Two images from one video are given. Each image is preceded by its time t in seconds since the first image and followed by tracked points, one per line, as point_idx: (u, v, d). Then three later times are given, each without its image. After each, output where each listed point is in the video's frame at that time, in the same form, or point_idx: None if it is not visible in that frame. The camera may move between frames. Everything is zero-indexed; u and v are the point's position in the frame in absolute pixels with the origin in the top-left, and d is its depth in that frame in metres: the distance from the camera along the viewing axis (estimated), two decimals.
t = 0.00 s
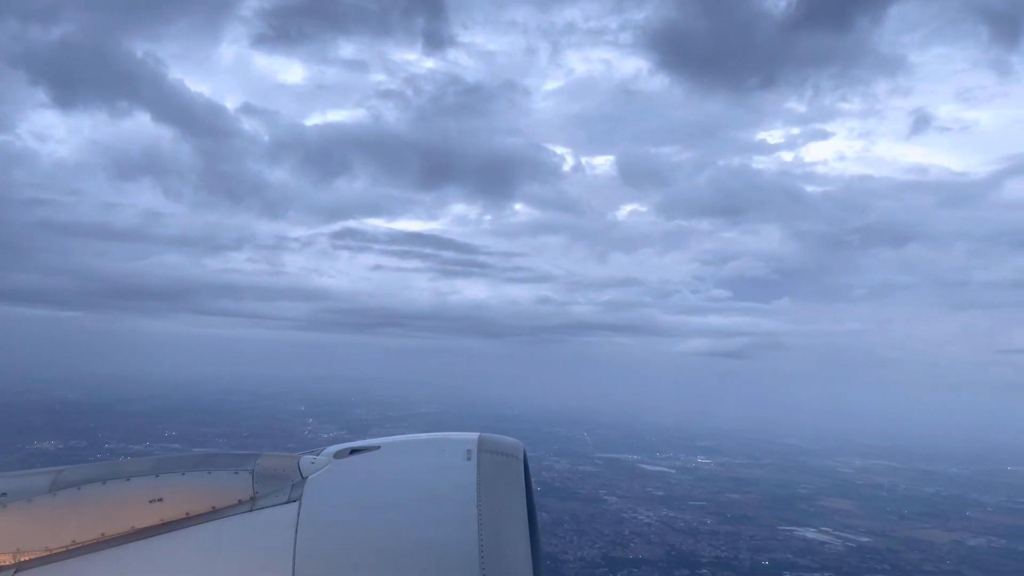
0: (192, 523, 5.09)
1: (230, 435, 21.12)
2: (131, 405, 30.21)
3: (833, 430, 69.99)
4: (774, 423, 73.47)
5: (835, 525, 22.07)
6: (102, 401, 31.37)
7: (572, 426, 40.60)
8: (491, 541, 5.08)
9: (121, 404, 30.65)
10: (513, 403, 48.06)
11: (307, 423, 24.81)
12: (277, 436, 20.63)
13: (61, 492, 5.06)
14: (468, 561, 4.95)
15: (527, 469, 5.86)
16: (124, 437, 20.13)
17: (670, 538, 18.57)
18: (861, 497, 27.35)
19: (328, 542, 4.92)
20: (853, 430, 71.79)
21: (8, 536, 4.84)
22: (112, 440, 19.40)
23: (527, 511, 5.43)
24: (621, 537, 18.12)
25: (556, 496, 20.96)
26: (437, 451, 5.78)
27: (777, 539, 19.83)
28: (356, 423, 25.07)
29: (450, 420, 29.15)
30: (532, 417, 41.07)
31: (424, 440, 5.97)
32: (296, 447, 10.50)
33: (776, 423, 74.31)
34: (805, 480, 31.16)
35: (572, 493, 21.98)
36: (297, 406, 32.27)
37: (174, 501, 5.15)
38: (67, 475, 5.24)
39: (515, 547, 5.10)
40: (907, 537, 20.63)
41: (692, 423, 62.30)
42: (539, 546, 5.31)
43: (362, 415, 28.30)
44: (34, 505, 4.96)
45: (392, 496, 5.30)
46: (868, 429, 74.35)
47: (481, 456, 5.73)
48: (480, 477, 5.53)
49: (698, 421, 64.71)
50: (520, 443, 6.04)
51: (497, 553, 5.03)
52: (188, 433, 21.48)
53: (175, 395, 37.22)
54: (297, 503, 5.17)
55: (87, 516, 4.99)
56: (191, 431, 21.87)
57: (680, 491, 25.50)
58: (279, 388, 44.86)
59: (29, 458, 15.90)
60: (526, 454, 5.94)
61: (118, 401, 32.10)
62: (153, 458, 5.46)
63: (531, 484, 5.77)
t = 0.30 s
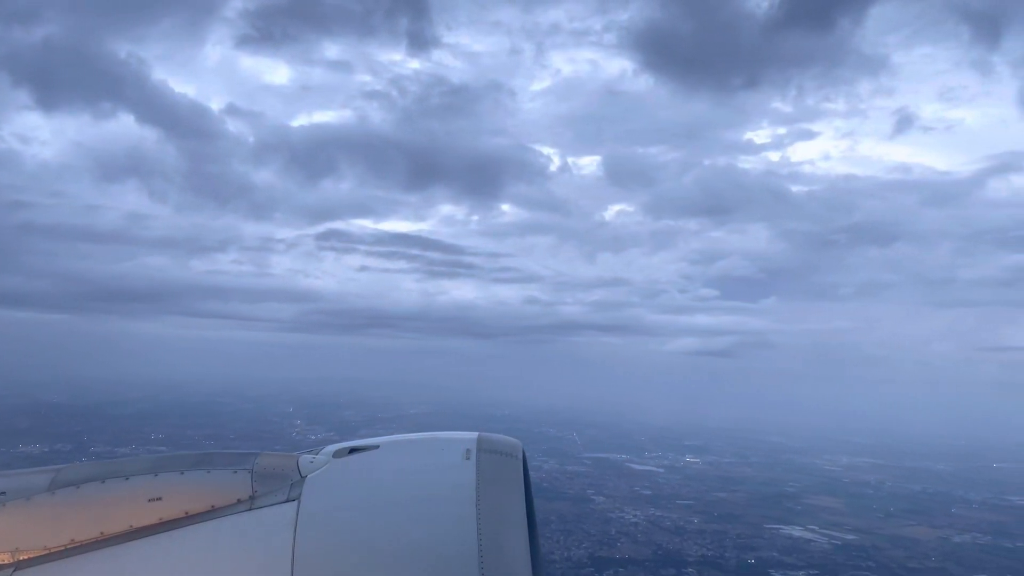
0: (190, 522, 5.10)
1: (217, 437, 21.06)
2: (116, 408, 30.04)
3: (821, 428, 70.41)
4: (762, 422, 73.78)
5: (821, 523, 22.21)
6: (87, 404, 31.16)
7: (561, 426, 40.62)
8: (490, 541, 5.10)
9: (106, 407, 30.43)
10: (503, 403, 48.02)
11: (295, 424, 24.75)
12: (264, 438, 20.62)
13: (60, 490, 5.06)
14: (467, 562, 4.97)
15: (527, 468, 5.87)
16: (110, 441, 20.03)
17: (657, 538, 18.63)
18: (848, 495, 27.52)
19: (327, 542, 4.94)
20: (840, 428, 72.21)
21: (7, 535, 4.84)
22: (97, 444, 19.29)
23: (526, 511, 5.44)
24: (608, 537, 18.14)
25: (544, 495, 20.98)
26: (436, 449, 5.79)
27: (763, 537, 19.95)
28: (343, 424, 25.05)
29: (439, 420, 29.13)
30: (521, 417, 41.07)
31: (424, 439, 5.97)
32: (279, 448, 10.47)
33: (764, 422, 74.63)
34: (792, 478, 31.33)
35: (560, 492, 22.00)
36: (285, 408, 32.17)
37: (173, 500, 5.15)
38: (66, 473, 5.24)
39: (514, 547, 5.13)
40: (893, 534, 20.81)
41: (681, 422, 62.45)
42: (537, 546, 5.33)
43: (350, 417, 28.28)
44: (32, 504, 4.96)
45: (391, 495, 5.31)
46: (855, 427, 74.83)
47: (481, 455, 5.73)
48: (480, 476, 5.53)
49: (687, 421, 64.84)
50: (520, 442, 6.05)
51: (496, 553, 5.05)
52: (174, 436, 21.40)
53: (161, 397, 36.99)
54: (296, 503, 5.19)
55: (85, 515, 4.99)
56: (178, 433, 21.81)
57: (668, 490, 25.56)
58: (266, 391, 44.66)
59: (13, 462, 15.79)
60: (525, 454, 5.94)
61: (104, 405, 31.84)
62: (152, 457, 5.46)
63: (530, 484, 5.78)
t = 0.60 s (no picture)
0: (191, 521, 5.10)
1: (205, 439, 20.99)
2: (104, 411, 29.95)
3: (808, 427, 70.77)
4: (750, 421, 74.02)
5: (808, 522, 22.31)
6: (75, 407, 31.06)
7: (551, 425, 40.63)
8: (489, 542, 5.11)
9: (92, 410, 30.21)
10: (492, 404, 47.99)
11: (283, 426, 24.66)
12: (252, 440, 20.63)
13: (60, 490, 5.06)
14: (467, 561, 4.99)
15: (527, 468, 5.90)
16: (96, 444, 19.90)
17: (644, 537, 18.66)
18: (835, 493, 27.66)
19: (327, 542, 4.94)
20: (828, 427, 72.58)
21: (8, 535, 4.85)
22: (83, 447, 19.17)
23: (526, 511, 5.46)
24: (595, 537, 18.14)
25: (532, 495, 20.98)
26: (436, 449, 5.81)
27: (750, 536, 20.02)
28: (332, 426, 25.07)
29: (428, 421, 29.09)
30: (511, 416, 41.05)
31: (424, 439, 5.98)
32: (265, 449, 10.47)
33: (753, 420, 74.90)
34: (779, 477, 31.43)
35: (548, 493, 22.00)
36: (273, 410, 32.05)
37: (173, 500, 5.15)
38: (66, 473, 5.24)
39: (514, 547, 5.15)
40: (879, 532, 20.93)
41: (671, 422, 62.58)
42: (536, 544, 5.36)
43: (339, 418, 28.27)
44: (32, 504, 4.96)
45: (391, 495, 5.32)
46: (842, 426, 75.22)
47: (480, 455, 5.75)
48: (480, 475, 5.55)
49: (676, 420, 65.01)
50: (519, 441, 6.07)
51: (496, 554, 5.06)
52: (161, 438, 21.29)
53: (148, 400, 36.73)
54: (296, 502, 5.19)
55: (85, 514, 4.98)
56: (166, 436, 21.76)
57: (656, 490, 25.58)
58: (254, 393, 44.47)
59: None
60: (525, 453, 5.97)
61: (90, 407, 31.61)
62: (152, 457, 5.47)
63: (529, 483, 5.80)
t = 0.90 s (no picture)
0: (191, 522, 5.11)
1: (193, 442, 20.93)
2: (91, 414, 29.82)
3: (798, 426, 71.05)
4: (740, 420, 74.25)
5: (795, 520, 22.42)
6: (61, 411, 30.92)
7: (541, 425, 40.63)
8: (490, 541, 5.12)
9: (79, 414, 30.01)
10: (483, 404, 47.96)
11: (272, 428, 24.61)
12: (240, 442, 20.62)
13: (60, 491, 5.06)
14: (467, 560, 5.00)
15: (527, 467, 5.90)
16: (82, 448, 19.81)
17: (631, 537, 18.67)
18: (823, 492, 27.78)
19: (328, 542, 4.95)
20: (815, 425, 72.87)
21: (8, 535, 4.85)
22: (70, 451, 19.08)
23: (526, 511, 5.47)
24: (582, 537, 18.12)
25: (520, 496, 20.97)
26: (436, 449, 5.82)
27: (737, 535, 20.08)
28: (320, 428, 25.05)
29: (417, 422, 29.06)
30: (501, 417, 41.04)
31: (424, 439, 5.99)
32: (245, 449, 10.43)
33: (742, 420, 75.10)
34: (768, 476, 31.52)
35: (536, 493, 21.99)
36: (263, 412, 31.96)
37: (174, 500, 5.16)
38: (66, 474, 5.23)
39: (515, 547, 5.16)
40: (865, 530, 21.07)
41: (660, 421, 62.71)
42: (536, 544, 5.37)
43: (328, 420, 28.25)
44: (33, 505, 4.96)
45: (391, 495, 5.33)
46: (830, 424, 75.58)
47: (481, 455, 5.76)
48: (480, 475, 5.56)
49: (666, 420, 65.14)
50: (519, 441, 6.07)
51: (496, 554, 5.08)
52: (148, 442, 21.21)
53: (135, 403, 36.52)
54: (297, 502, 5.20)
55: (87, 514, 4.99)
56: (153, 439, 21.72)
57: (644, 490, 25.57)
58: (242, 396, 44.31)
59: None
60: (525, 452, 5.98)
61: (76, 411, 31.41)
62: (153, 456, 5.47)
63: (529, 483, 5.81)
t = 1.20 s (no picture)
0: (192, 523, 5.11)
1: (180, 445, 20.87)
2: (78, 417, 29.65)
3: (786, 425, 71.39)
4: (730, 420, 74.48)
5: (782, 519, 22.51)
6: (48, 414, 30.72)
7: (531, 425, 40.61)
8: (491, 541, 5.13)
9: (65, 417, 29.78)
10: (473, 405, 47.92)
11: (261, 431, 24.52)
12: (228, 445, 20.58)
13: (61, 492, 5.05)
14: (468, 561, 5.01)
15: (528, 468, 5.91)
16: (69, 451, 19.70)
17: (618, 537, 18.62)
18: (811, 490, 27.89)
19: (329, 543, 4.95)
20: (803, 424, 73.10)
21: (9, 536, 4.84)
22: (56, 454, 18.97)
23: (527, 512, 5.47)
24: (570, 537, 18.08)
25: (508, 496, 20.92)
26: (437, 450, 5.82)
27: (724, 534, 20.12)
28: (308, 430, 25.01)
29: (405, 423, 29.01)
30: (491, 417, 41.01)
31: (425, 440, 6.00)
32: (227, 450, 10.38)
33: (731, 419, 75.32)
34: (756, 475, 31.62)
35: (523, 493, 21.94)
36: (251, 414, 31.84)
37: (175, 501, 5.15)
38: (67, 475, 5.22)
39: (517, 548, 5.16)
40: (852, 528, 21.19)
41: (650, 422, 62.82)
42: (537, 544, 5.38)
43: (317, 422, 28.19)
44: (34, 506, 4.95)
45: (392, 496, 5.33)
46: (818, 423, 75.98)
47: (481, 456, 5.76)
48: (481, 475, 5.57)
49: (655, 420, 65.29)
50: (520, 442, 6.09)
51: (497, 554, 5.08)
52: (136, 445, 21.10)
53: (121, 406, 36.24)
54: (297, 503, 5.20)
55: (88, 515, 4.98)
56: (141, 441, 21.66)
57: (632, 490, 25.54)
58: (230, 398, 44.09)
59: None
60: (526, 453, 5.99)
61: (62, 414, 31.14)
62: (154, 457, 5.47)
63: (530, 483, 5.82)
